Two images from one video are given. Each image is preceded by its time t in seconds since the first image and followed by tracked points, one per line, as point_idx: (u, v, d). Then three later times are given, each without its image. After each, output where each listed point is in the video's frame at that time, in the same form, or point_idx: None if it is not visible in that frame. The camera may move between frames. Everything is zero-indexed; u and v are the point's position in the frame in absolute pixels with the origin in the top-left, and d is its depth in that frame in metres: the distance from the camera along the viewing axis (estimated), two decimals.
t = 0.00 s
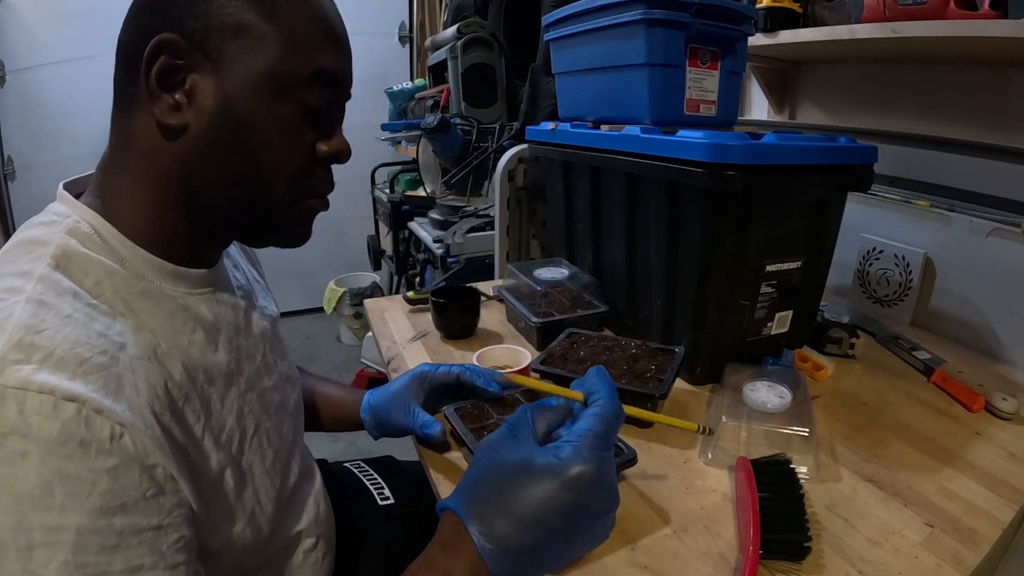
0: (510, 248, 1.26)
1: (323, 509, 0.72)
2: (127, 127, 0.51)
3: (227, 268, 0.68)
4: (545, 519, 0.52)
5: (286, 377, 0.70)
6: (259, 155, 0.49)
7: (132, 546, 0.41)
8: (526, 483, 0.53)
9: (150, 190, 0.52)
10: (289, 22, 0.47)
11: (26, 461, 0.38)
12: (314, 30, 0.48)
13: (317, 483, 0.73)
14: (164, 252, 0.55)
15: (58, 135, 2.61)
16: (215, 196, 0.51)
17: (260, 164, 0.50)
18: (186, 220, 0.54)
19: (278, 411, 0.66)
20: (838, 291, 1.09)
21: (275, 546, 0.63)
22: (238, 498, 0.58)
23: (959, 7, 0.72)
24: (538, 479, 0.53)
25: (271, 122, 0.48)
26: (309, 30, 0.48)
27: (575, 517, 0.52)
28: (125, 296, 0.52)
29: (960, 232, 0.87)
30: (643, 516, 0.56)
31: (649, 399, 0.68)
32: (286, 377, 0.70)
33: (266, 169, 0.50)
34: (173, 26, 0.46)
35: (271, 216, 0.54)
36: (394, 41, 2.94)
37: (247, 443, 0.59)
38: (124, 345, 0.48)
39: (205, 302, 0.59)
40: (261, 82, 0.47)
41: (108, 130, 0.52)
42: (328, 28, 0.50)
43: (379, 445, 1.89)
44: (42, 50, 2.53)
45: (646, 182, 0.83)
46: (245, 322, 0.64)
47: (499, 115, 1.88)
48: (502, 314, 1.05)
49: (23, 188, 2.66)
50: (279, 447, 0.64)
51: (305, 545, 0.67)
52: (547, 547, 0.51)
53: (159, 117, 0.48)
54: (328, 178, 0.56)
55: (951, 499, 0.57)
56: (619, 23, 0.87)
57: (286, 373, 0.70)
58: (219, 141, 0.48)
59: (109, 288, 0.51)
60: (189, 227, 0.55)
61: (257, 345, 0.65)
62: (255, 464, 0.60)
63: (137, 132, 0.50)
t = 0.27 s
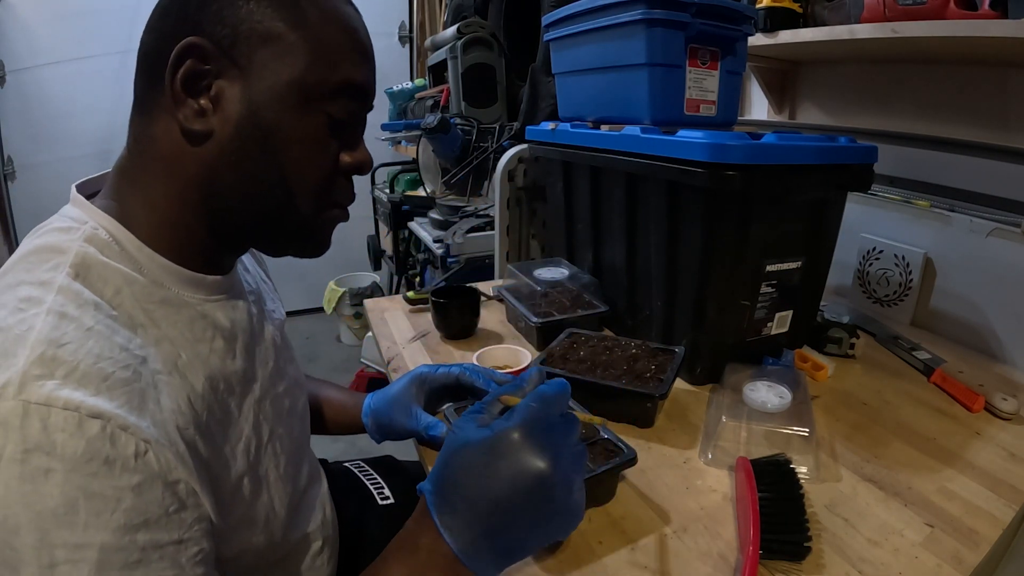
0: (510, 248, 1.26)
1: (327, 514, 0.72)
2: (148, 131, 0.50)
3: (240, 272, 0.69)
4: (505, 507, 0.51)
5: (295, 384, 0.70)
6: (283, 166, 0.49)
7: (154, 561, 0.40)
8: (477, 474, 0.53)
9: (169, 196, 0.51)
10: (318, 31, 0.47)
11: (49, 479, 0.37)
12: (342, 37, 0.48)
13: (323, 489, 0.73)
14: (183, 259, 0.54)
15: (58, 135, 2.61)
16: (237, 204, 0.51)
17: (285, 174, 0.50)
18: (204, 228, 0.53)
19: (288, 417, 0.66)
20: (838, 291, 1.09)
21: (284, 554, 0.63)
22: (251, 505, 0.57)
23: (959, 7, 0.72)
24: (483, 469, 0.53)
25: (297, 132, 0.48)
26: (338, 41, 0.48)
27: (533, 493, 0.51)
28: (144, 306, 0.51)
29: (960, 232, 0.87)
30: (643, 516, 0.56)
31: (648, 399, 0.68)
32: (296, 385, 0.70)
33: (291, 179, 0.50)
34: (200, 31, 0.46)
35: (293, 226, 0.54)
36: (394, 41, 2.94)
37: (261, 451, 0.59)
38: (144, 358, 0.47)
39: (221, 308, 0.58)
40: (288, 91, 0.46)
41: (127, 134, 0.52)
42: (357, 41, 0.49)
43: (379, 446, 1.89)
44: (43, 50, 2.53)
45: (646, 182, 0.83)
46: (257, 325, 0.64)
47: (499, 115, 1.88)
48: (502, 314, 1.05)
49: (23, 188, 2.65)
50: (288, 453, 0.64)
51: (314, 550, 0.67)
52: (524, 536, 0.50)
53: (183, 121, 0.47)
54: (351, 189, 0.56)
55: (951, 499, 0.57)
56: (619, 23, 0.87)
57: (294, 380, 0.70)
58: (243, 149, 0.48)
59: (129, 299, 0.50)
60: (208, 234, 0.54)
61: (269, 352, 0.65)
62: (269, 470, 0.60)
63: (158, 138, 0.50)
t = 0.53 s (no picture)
0: (510, 248, 1.26)
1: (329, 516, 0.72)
2: (158, 134, 0.50)
3: (245, 274, 0.69)
4: (511, 506, 0.51)
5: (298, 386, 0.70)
6: (293, 170, 0.49)
7: (165, 563, 0.40)
8: (483, 474, 0.53)
9: (179, 198, 0.51)
10: (330, 37, 0.47)
11: (61, 482, 0.37)
12: (354, 41, 0.48)
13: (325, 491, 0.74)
14: (191, 262, 0.54)
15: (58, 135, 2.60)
16: (247, 208, 0.51)
17: (295, 180, 0.50)
18: (213, 231, 0.53)
19: (291, 419, 0.66)
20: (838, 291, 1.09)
21: (288, 553, 0.63)
22: (256, 507, 0.57)
23: (959, 7, 0.72)
24: (491, 469, 0.53)
25: (308, 137, 0.48)
26: (351, 47, 0.48)
27: (538, 494, 0.52)
28: (152, 308, 0.51)
29: (960, 232, 0.87)
30: (643, 516, 0.56)
31: (648, 399, 0.68)
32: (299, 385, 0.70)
33: (301, 184, 0.50)
34: (214, 34, 0.46)
35: (302, 231, 0.54)
36: (394, 41, 2.94)
37: (267, 454, 0.60)
38: (153, 361, 0.47)
39: (228, 310, 0.58)
40: (301, 96, 0.46)
41: (137, 136, 0.52)
42: (368, 47, 0.49)
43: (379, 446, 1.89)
44: (43, 50, 2.53)
45: (646, 183, 0.83)
46: (261, 327, 0.64)
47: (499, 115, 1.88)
48: (502, 314, 1.05)
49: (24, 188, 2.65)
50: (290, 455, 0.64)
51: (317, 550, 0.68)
52: (529, 536, 0.50)
53: (194, 125, 0.47)
54: (360, 195, 0.56)
55: (951, 499, 0.57)
56: (619, 23, 0.87)
57: (297, 381, 0.71)
58: (254, 153, 0.48)
59: (138, 302, 0.50)
60: (217, 238, 0.54)
61: (274, 356, 0.66)
62: (274, 472, 0.60)
63: (168, 141, 0.49)
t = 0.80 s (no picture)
0: (510, 248, 1.26)
1: (329, 517, 0.72)
2: (160, 134, 0.50)
3: (246, 274, 0.69)
4: (510, 505, 0.51)
5: (298, 386, 0.70)
6: (294, 171, 0.49)
7: (167, 565, 0.40)
8: (484, 473, 0.52)
9: (180, 199, 0.51)
10: (332, 38, 0.47)
11: (63, 483, 0.37)
12: (356, 42, 0.48)
13: (325, 491, 0.73)
14: (192, 263, 0.54)
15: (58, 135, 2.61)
16: (249, 209, 0.51)
17: (297, 181, 0.50)
18: (213, 231, 0.53)
19: (292, 419, 0.66)
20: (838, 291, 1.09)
21: (289, 554, 0.63)
22: (257, 508, 0.57)
23: (960, 7, 0.72)
24: (490, 468, 0.52)
25: (309, 139, 0.48)
26: (353, 48, 0.48)
27: (539, 493, 0.51)
28: (153, 309, 0.50)
29: (960, 232, 0.87)
30: (643, 516, 0.56)
31: (648, 399, 0.68)
32: (298, 385, 0.70)
33: (302, 186, 0.50)
34: (215, 35, 0.46)
35: (304, 232, 0.54)
36: (394, 41, 2.94)
37: (268, 454, 0.60)
38: (155, 363, 0.47)
39: (229, 311, 0.58)
40: (303, 97, 0.46)
41: (139, 136, 0.52)
42: (371, 49, 0.49)
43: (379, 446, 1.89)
44: (43, 50, 2.53)
45: (646, 183, 0.83)
46: (261, 327, 0.64)
47: (499, 115, 1.88)
48: (502, 314, 1.05)
49: (23, 188, 2.65)
50: (291, 455, 0.64)
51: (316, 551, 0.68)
52: (529, 535, 0.50)
53: (195, 126, 0.47)
54: (361, 197, 0.56)
55: (951, 499, 0.57)
56: (619, 23, 0.87)
57: (297, 380, 0.71)
58: (256, 154, 0.48)
59: (139, 303, 0.50)
60: (218, 239, 0.54)
61: (275, 357, 0.66)
62: (275, 473, 0.60)
63: (169, 142, 0.50)
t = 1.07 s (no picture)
0: (510, 248, 1.26)
1: (328, 517, 0.72)
2: (160, 134, 0.50)
3: (245, 274, 0.69)
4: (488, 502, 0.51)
5: (297, 386, 0.70)
6: (293, 172, 0.49)
7: (158, 567, 0.40)
8: (460, 469, 0.53)
9: (179, 199, 0.51)
10: (332, 39, 0.47)
11: (55, 484, 0.37)
12: (356, 43, 0.48)
13: (324, 490, 0.74)
14: (191, 264, 0.54)
15: (59, 135, 2.61)
16: (247, 209, 0.51)
17: (295, 182, 0.50)
18: (212, 232, 0.53)
19: (291, 419, 0.66)
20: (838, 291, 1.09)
21: (288, 555, 0.63)
22: (255, 509, 0.57)
23: (959, 7, 0.72)
24: (467, 465, 0.53)
25: (308, 141, 0.48)
26: (353, 50, 0.48)
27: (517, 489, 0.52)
28: (151, 310, 0.50)
29: (960, 232, 0.87)
30: (643, 516, 0.56)
31: (648, 399, 0.68)
32: (298, 385, 0.70)
33: (300, 187, 0.50)
34: (216, 35, 0.46)
35: (303, 234, 0.54)
36: (394, 41, 2.95)
37: (266, 455, 0.60)
38: (153, 364, 0.47)
39: (228, 311, 0.58)
40: (301, 99, 0.46)
41: (139, 135, 0.52)
42: (371, 50, 0.49)
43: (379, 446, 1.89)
44: (43, 50, 2.53)
45: (646, 183, 0.83)
46: (260, 327, 0.64)
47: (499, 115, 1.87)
48: (502, 314, 1.05)
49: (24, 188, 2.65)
50: (290, 455, 0.64)
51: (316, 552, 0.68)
52: (508, 531, 0.50)
53: (195, 126, 0.47)
54: (361, 198, 0.56)
55: (950, 499, 0.57)
56: (619, 22, 0.87)
57: (297, 380, 0.71)
58: (255, 155, 0.48)
59: (138, 304, 0.50)
60: (217, 240, 0.54)
61: (274, 357, 0.66)
62: (274, 473, 0.60)
63: (168, 142, 0.50)
